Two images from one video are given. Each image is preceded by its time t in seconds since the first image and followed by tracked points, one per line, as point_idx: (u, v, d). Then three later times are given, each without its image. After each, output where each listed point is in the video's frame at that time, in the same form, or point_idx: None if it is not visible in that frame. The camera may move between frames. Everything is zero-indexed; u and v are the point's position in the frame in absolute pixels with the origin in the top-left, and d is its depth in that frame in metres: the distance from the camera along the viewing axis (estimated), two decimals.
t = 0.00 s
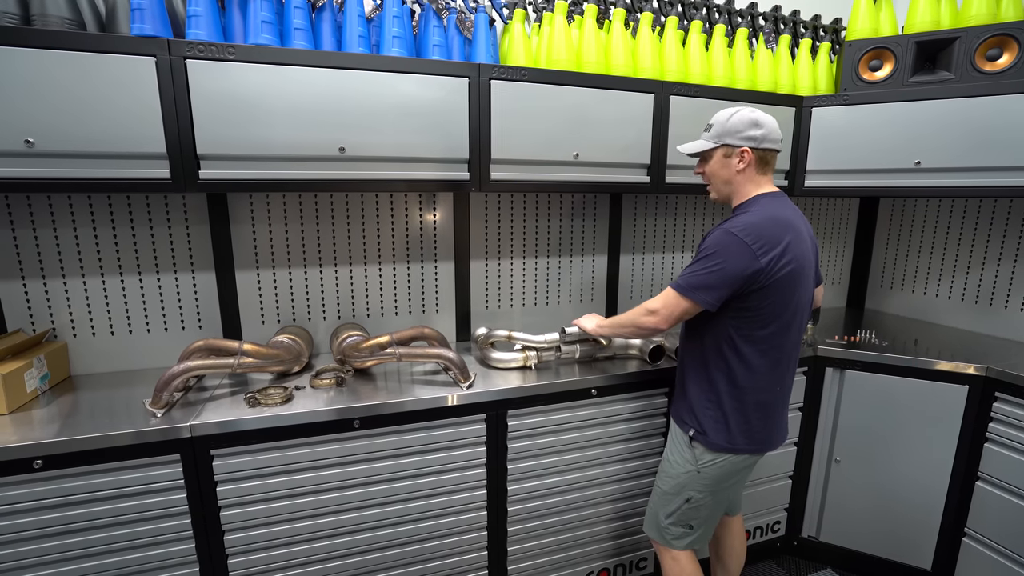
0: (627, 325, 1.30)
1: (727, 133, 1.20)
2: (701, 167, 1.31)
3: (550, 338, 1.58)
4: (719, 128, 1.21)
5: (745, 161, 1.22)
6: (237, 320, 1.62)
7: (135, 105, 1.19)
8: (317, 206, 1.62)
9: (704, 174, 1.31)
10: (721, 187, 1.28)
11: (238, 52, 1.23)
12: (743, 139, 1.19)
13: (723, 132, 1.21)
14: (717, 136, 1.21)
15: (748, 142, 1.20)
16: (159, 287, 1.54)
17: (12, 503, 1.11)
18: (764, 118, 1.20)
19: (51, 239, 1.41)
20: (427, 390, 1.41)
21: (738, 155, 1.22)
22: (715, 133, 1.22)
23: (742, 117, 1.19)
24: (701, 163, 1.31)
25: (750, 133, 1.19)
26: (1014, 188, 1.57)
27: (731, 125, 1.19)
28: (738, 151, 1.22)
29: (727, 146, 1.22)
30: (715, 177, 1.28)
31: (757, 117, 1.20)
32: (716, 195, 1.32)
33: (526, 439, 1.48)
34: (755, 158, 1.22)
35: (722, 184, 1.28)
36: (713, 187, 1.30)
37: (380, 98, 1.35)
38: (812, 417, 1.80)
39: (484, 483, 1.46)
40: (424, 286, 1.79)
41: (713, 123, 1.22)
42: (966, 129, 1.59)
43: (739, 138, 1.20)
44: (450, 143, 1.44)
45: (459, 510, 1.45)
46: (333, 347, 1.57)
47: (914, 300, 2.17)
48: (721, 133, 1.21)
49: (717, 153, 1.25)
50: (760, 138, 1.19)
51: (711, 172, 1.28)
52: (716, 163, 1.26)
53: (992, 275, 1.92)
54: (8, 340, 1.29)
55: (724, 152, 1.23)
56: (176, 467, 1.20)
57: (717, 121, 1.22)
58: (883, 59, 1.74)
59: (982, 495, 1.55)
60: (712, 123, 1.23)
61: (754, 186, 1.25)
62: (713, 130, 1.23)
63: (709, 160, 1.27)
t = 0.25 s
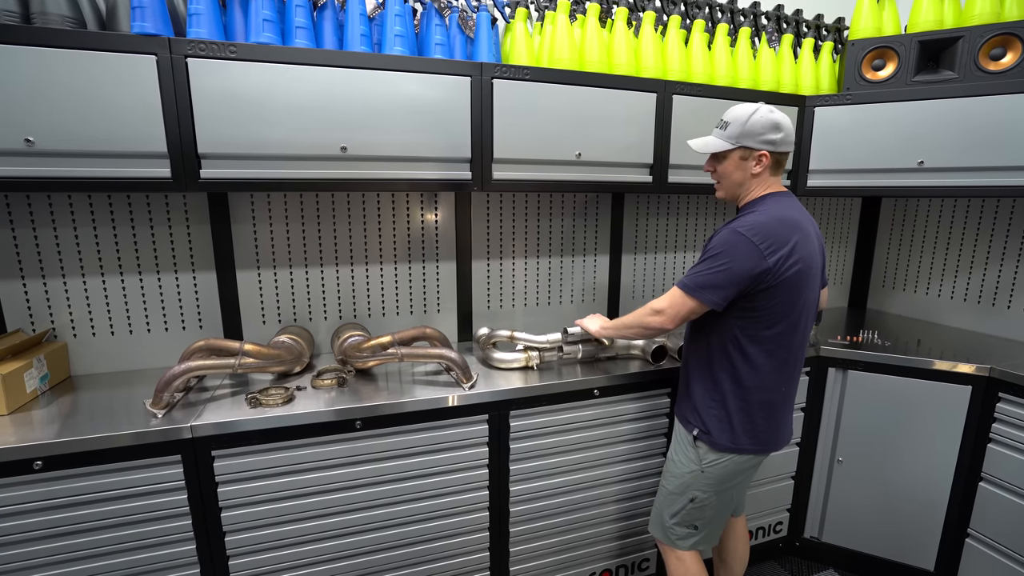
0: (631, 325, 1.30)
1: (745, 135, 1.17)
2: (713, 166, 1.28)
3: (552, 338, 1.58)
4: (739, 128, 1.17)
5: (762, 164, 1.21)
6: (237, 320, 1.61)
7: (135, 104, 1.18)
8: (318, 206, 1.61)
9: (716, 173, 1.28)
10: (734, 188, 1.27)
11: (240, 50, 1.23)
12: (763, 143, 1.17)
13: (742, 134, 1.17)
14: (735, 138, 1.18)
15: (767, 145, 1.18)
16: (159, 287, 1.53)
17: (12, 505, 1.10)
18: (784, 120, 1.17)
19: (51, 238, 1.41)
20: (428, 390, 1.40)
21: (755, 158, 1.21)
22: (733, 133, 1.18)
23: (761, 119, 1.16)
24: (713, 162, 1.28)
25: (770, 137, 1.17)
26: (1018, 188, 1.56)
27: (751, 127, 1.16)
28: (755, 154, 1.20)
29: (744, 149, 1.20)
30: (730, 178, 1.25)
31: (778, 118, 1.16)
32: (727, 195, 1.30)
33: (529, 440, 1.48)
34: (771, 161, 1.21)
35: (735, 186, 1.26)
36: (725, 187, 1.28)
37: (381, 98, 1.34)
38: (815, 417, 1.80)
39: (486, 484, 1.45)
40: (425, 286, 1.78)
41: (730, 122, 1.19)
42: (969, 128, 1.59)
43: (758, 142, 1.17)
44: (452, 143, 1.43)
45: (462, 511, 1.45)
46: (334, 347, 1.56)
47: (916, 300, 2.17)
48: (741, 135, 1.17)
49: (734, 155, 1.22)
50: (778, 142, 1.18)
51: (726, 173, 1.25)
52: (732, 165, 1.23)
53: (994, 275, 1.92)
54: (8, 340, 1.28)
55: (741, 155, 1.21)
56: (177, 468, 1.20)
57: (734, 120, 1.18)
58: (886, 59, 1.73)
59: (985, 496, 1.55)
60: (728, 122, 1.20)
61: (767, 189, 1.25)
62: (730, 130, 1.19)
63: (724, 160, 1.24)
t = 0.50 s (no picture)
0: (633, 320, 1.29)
1: (762, 138, 1.16)
2: (727, 165, 1.26)
3: (554, 338, 1.58)
4: (757, 130, 1.15)
5: (777, 168, 1.20)
6: (237, 321, 1.61)
7: (135, 104, 1.18)
8: (318, 206, 1.61)
9: (729, 173, 1.26)
10: (744, 188, 1.26)
11: (240, 50, 1.22)
12: (779, 147, 1.16)
13: (759, 137, 1.16)
14: (752, 139, 1.16)
15: (782, 150, 1.17)
16: (159, 287, 1.53)
17: (11, 506, 1.09)
18: (800, 125, 1.16)
19: (50, 239, 1.40)
20: (428, 391, 1.40)
21: (770, 162, 1.19)
22: (750, 135, 1.16)
23: (779, 121, 1.14)
24: (726, 161, 1.26)
25: (787, 141, 1.16)
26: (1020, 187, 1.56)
27: (768, 130, 1.14)
28: (771, 157, 1.19)
29: (760, 152, 1.18)
30: (743, 180, 1.24)
31: (795, 122, 1.15)
32: (737, 194, 1.29)
33: (530, 441, 1.47)
34: (784, 165, 1.21)
35: (748, 187, 1.25)
36: (737, 188, 1.27)
37: (382, 97, 1.34)
38: (816, 417, 1.79)
39: (487, 485, 1.45)
40: (426, 286, 1.78)
41: (747, 123, 1.17)
42: (970, 128, 1.59)
43: (775, 145, 1.16)
44: (452, 142, 1.43)
45: (463, 511, 1.44)
46: (335, 348, 1.56)
47: (917, 300, 2.16)
48: (758, 137, 1.15)
49: (749, 156, 1.20)
50: (793, 146, 1.17)
51: (740, 174, 1.23)
52: (747, 166, 1.22)
53: (995, 275, 1.92)
54: (7, 341, 1.28)
55: (757, 158, 1.20)
56: (178, 469, 1.19)
57: (751, 121, 1.16)
58: (887, 58, 1.73)
59: (987, 496, 1.55)
60: (744, 121, 1.17)
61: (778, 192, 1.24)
62: (747, 130, 1.17)
63: (738, 161, 1.22)
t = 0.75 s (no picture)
0: (639, 318, 1.29)
1: (776, 139, 1.15)
2: (737, 165, 1.25)
3: (554, 339, 1.57)
4: (773, 130, 1.14)
5: (788, 170, 1.20)
6: (237, 321, 1.60)
7: (134, 103, 1.17)
8: (318, 206, 1.60)
9: (739, 173, 1.24)
10: (752, 189, 1.25)
11: (239, 49, 1.22)
12: (791, 149, 1.16)
13: (773, 138, 1.15)
14: (765, 141, 1.15)
15: (795, 152, 1.16)
16: (159, 287, 1.52)
17: (10, 507, 1.09)
18: (812, 127, 1.16)
19: (49, 238, 1.39)
20: (428, 391, 1.39)
21: (782, 164, 1.19)
22: (765, 135, 1.15)
23: (793, 124, 1.14)
24: (736, 161, 1.25)
25: (799, 143, 1.15)
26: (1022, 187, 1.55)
27: (783, 131, 1.14)
28: (783, 159, 1.18)
29: (772, 154, 1.18)
30: (754, 181, 1.23)
31: (807, 124, 1.15)
32: (744, 195, 1.28)
33: (530, 441, 1.47)
34: (795, 168, 1.21)
35: (758, 188, 1.24)
36: (747, 189, 1.26)
37: (382, 97, 1.33)
38: (817, 418, 1.79)
39: (488, 486, 1.44)
40: (426, 286, 1.77)
41: (761, 124, 1.15)
42: (972, 127, 1.58)
43: (788, 147, 1.15)
44: (452, 142, 1.42)
45: (464, 512, 1.44)
46: (335, 348, 1.55)
47: (918, 300, 2.16)
48: (772, 139, 1.14)
49: (762, 158, 1.19)
50: (805, 149, 1.17)
51: (751, 175, 1.22)
52: (758, 168, 1.21)
53: (997, 275, 1.91)
54: (6, 342, 1.27)
55: (770, 159, 1.19)
56: (177, 470, 1.19)
57: (766, 122, 1.14)
58: (888, 57, 1.73)
59: (989, 497, 1.54)
60: (758, 122, 1.16)
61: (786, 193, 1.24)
62: (762, 131, 1.16)
63: (749, 162, 1.21)
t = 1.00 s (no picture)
0: (649, 329, 1.25)
1: (776, 138, 1.14)
2: (736, 165, 1.24)
3: (555, 339, 1.58)
4: (773, 130, 1.13)
5: (788, 169, 1.19)
6: (236, 321, 1.60)
7: (133, 103, 1.17)
8: (318, 205, 1.60)
9: (739, 173, 1.24)
10: (752, 189, 1.25)
11: (238, 48, 1.21)
12: (792, 148, 1.15)
13: (774, 137, 1.14)
14: (766, 140, 1.15)
15: (794, 151, 1.16)
16: (158, 287, 1.52)
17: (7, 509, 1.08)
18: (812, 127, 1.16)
19: (47, 238, 1.39)
20: (426, 392, 1.38)
21: (782, 163, 1.19)
22: (765, 135, 1.15)
23: (793, 123, 1.13)
24: (736, 160, 1.24)
25: (799, 143, 1.15)
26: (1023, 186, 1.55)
27: (784, 131, 1.13)
28: (783, 158, 1.18)
29: (772, 153, 1.17)
30: (754, 180, 1.22)
31: (807, 124, 1.15)
32: (744, 195, 1.28)
33: (531, 442, 1.46)
34: (795, 167, 1.20)
35: (758, 188, 1.24)
36: (746, 189, 1.25)
37: (381, 96, 1.33)
38: (818, 418, 1.79)
39: (488, 487, 1.44)
40: (426, 286, 1.77)
41: (761, 123, 1.15)
42: (972, 127, 1.58)
43: (788, 147, 1.15)
44: (452, 141, 1.42)
45: (464, 513, 1.43)
46: (335, 348, 1.55)
47: (919, 300, 2.16)
48: (773, 138, 1.14)
49: (762, 157, 1.19)
50: (804, 149, 1.16)
51: (751, 174, 1.22)
52: (758, 167, 1.20)
53: (997, 275, 1.91)
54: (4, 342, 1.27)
55: (770, 158, 1.18)
56: (176, 471, 1.18)
57: (766, 122, 1.14)
58: (889, 57, 1.72)
59: (990, 497, 1.54)
60: (758, 121, 1.16)
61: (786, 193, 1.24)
62: (762, 130, 1.15)
63: (749, 161, 1.21)
